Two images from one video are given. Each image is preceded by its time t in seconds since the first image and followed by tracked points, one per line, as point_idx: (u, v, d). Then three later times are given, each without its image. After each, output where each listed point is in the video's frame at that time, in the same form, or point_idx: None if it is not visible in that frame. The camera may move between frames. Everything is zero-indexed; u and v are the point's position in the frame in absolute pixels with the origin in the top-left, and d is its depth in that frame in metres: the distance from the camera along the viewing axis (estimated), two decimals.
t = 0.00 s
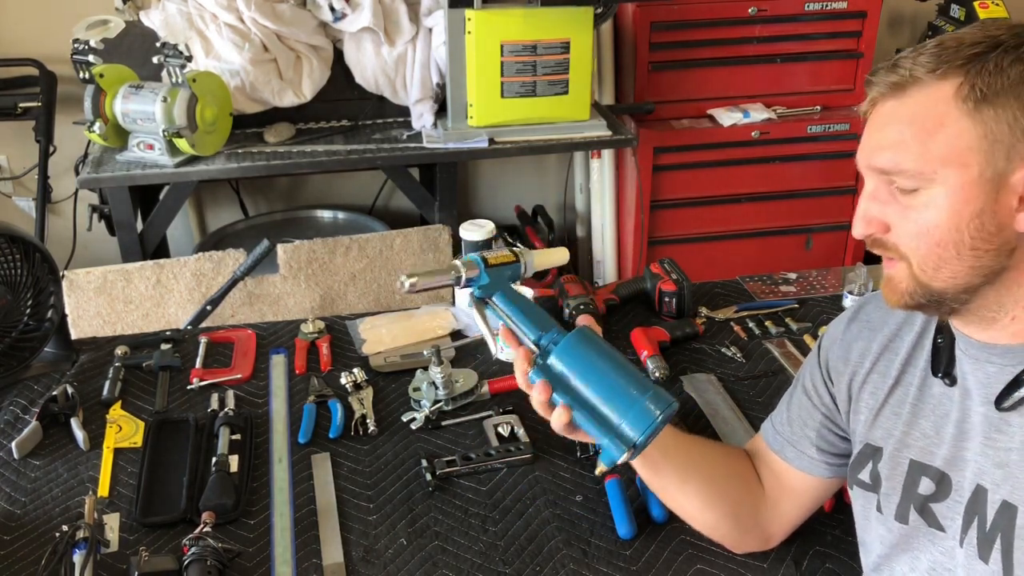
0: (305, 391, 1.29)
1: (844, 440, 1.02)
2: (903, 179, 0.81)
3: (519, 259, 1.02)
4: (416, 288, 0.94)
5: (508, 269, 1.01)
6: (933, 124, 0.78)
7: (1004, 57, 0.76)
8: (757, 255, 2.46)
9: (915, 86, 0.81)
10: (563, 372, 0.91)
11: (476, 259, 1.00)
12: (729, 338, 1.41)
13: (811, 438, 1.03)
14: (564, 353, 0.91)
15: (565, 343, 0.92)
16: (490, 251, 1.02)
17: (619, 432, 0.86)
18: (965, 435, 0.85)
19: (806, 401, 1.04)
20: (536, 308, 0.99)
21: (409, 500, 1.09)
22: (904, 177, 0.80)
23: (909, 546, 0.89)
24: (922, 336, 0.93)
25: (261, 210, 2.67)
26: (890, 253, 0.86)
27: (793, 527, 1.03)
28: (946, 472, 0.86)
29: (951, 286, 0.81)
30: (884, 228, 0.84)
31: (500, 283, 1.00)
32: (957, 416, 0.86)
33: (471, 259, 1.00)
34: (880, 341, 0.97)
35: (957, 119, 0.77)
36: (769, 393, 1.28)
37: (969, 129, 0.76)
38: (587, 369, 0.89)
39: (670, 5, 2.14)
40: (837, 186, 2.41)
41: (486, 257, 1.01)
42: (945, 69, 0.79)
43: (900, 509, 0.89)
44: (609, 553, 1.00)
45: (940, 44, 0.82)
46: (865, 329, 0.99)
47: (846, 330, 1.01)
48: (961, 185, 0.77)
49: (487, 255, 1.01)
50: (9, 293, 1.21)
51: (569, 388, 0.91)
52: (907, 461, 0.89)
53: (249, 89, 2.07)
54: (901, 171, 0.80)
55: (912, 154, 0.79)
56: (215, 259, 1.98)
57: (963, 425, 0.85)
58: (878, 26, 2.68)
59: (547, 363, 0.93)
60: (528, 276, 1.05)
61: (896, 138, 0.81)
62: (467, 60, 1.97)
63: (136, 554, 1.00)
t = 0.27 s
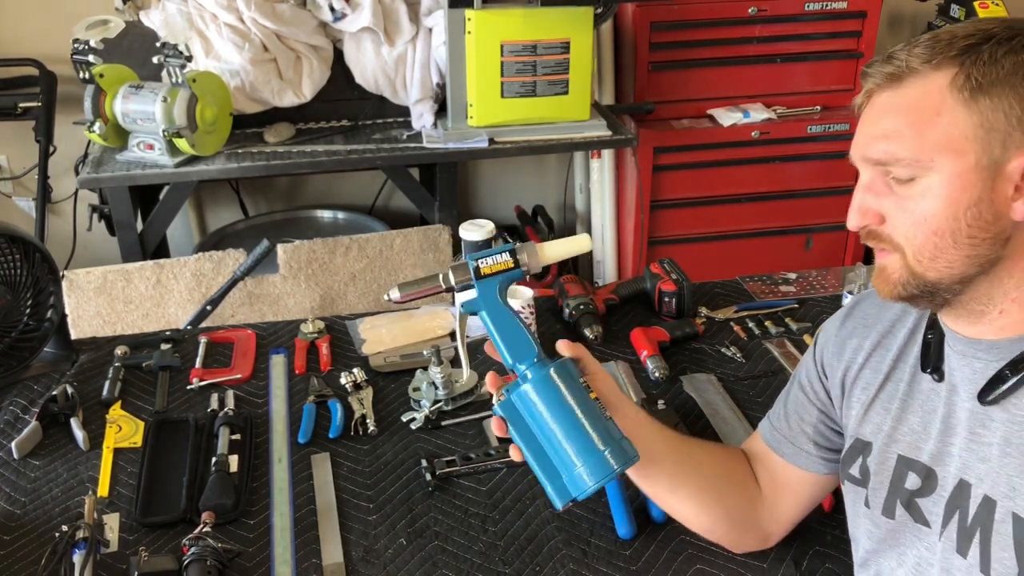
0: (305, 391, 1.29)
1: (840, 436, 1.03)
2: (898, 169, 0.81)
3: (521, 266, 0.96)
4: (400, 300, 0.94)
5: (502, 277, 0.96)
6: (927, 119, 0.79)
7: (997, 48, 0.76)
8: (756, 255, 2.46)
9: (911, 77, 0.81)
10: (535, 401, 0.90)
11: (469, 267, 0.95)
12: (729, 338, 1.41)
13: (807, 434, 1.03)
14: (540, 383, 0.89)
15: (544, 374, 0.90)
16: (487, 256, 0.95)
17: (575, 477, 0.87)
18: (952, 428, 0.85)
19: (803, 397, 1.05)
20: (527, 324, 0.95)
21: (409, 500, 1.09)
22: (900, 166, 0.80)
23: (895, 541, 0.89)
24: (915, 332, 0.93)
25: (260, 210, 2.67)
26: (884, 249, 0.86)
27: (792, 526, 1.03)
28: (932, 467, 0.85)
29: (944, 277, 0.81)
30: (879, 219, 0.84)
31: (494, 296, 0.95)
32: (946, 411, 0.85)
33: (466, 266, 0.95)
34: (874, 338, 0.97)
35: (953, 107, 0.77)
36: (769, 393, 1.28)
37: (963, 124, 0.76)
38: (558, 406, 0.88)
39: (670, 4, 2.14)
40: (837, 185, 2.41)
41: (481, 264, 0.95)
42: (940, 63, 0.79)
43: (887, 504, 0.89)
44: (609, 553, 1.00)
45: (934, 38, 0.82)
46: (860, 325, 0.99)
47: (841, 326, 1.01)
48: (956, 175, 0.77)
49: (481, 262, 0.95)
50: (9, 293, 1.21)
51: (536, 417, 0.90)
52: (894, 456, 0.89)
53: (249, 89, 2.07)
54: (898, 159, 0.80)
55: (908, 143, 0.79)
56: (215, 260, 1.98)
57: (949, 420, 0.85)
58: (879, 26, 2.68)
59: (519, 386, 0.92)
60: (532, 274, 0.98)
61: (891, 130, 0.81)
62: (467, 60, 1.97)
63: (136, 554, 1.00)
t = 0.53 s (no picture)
0: (305, 391, 1.29)
1: (839, 435, 1.03)
2: (895, 166, 0.81)
3: (513, 271, 0.97)
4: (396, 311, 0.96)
5: (496, 281, 0.97)
6: (925, 119, 0.79)
7: (998, 48, 0.77)
8: (756, 255, 2.46)
9: (913, 74, 0.81)
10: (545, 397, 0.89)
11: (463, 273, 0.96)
12: (729, 338, 1.41)
13: (807, 434, 1.04)
14: (546, 378, 0.90)
15: (550, 370, 0.90)
16: (480, 262, 0.96)
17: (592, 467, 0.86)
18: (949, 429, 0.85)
19: (802, 397, 1.05)
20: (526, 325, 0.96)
21: (409, 500, 1.09)
22: (896, 162, 0.81)
23: (891, 541, 0.89)
24: (913, 332, 0.93)
25: (260, 210, 2.67)
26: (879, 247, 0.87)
27: (792, 525, 1.03)
28: (929, 467, 0.85)
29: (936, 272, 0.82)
30: (875, 214, 0.85)
31: (490, 304, 0.96)
32: (942, 412, 0.86)
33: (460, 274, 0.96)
34: (873, 337, 0.97)
35: (951, 105, 0.78)
36: (769, 393, 1.28)
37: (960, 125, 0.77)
38: (568, 399, 0.88)
39: (670, 4, 2.14)
40: (836, 185, 2.41)
41: (475, 269, 0.96)
42: (940, 61, 0.80)
43: (884, 503, 0.89)
44: (609, 553, 1.00)
45: (937, 35, 0.83)
46: (858, 324, 1.00)
47: (839, 326, 1.01)
48: (950, 175, 0.77)
49: (474, 268, 0.96)
50: (9, 293, 1.21)
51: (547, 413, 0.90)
52: (891, 455, 0.90)
53: (249, 89, 2.07)
54: (894, 154, 0.81)
55: (905, 139, 0.80)
56: (215, 260, 1.98)
57: (946, 421, 0.85)
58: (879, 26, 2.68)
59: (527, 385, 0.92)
60: (525, 278, 1.00)
61: (890, 125, 0.81)
62: (467, 60, 1.97)
63: (136, 554, 1.00)
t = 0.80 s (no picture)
0: (305, 391, 1.29)
1: (842, 439, 1.03)
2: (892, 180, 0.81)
3: (517, 269, 0.97)
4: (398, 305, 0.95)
5: (500, 279, 0.97)
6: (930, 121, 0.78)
7: (989, 57, 0.76)
8: (756, 255, 2.46)
9: (904, 86, 0.81)
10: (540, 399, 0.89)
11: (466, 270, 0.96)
12: (729, 337, 1.41)
13: (810, 436, 1.03)
14: (542, 380, 0.90)
15: (546, 373, 0.90)
16: (485, 259, 0.96)
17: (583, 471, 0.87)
18: (957, 434, 0.85)
19: (806, 400, 1.04)
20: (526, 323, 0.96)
21: (409, 500, 1.09)
22: (892, 176, 0.81)
23: (901, 548, 0.89)
24: (919, 336, 0.93)
25: (261, 209, 2.67)
26: (881, 256, 0.87)
27: (793, 526, 1.03)
28: (939, 473, 0.86)
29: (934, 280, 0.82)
30: (874, 227, 0.85)
31: (493, 302, 0.96)
32: (950, 417, 0.86)
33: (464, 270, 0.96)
34: (878, 341, 0.97)
35: (943, 117, 0.78)
36: (769, 393, 1.28)
37: (955, 134, 0.77)
38: (562, 402, 0.88)
39: (670, 4, 2.14)
40: (837, 185, 2.41)
41: (479, 267, 0.96)
42: (931, 73, 0.80)
43: (892, 509, 0.89)
44: (609, 553, 1.00)
45: (929, 44, 0.82)
46: (863, 328, 0.99)
47: (844, 329, 1.01)
48: (945, 190, 0.78)
49: (478, 265, 0.96)
50: (9, 293, 1.21)
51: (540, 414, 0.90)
52: (899, 461, 0.90)
53: (249, 89, 2.07)
54: (888, 168, 0.81)
55: (899, 153, 0.80)
56: (215, 260, 1.99)
57: (955, 428, 0.85)
58: (878, 26, 2.68)
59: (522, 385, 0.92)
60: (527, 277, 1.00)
61: (884, 139, 0.81)
62: (467, 60, 1.97)
63: (136, 554, 1.00)
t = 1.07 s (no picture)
0: (305, 391, 1.29)
1: (843, 441, 1.03)
2: (897, 196, 0.80)
3: (512, 284, 0.98)
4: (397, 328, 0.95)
5: (496, 295, 0.98)
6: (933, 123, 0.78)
7: (996, 70, 0.75)
8: (757, 255, 2.46)
9: (908, 99, 0.80)
10: (548, 410, 0.90)
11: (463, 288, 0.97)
12: (729, 337, 1.41)
13: (811, 439, 1.03)
14: (547, 391, 0.90)
15: (551, 384, 0.90)
16: (480, 276, 0.97)
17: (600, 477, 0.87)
18: (963, 438, 0.84)
19: (806, 403, 1.04)
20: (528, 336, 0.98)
21: (409, 500, 1.09)
22: (896, 192, 0.80)
23: (903, 551, 0.89)
24: (922, 340, 0.93)
25: (261, 210, 2.67)
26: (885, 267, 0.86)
27: (793, 526, 1.03)
28: (942, 477, 0.85)
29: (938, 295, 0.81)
30: (878, 239, 0.84)
31: (491, 317, 0.97)
32: (954, 421, 0.86)
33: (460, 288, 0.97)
34: (880, 344, 0.97)
35: (948, 133, 0.77)
36: (769, 393, 1.28)
37: (958, 142, 0.76)
38: (570, 410, 0.89)
39: (670, 4, 2.14)
40: (837, 186, 2.41)
41: (474, 284, 0.97)
42: (937, 87, 0.78)
43: (895, 513, 0.90)
44: (609, 553, 1.00)
45: (934, 54, 0.81)
46: (864, 330, 0.99)
47: (845, 331, 1.01)
48: (949, 207, 0.77)
49: (474, 282, 0.97)
50: (9, 293, 1.21)
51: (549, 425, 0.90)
52: (903, 464, 0.90)
53: (249, 89, 2.07)
54: (892, 184, 0.80)
55: (902, 168, 0.79)
56: (215, 260, 1.99)
57: (959, 432, 0.85)
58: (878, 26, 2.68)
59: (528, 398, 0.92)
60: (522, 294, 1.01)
61: (888, 153, 0.80)
62: (467, 60, 1.97)
63: (136, 554, 1.00)
